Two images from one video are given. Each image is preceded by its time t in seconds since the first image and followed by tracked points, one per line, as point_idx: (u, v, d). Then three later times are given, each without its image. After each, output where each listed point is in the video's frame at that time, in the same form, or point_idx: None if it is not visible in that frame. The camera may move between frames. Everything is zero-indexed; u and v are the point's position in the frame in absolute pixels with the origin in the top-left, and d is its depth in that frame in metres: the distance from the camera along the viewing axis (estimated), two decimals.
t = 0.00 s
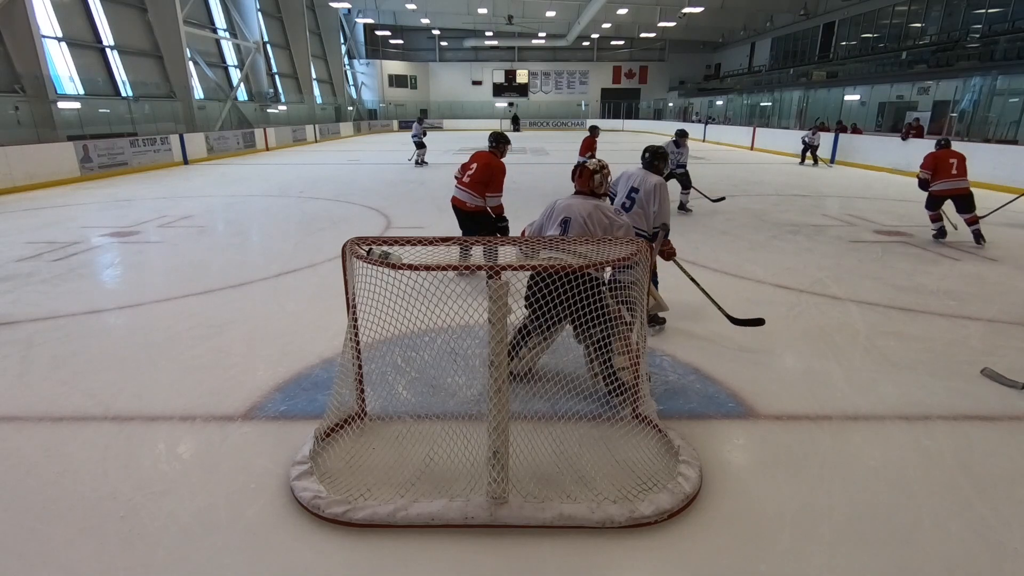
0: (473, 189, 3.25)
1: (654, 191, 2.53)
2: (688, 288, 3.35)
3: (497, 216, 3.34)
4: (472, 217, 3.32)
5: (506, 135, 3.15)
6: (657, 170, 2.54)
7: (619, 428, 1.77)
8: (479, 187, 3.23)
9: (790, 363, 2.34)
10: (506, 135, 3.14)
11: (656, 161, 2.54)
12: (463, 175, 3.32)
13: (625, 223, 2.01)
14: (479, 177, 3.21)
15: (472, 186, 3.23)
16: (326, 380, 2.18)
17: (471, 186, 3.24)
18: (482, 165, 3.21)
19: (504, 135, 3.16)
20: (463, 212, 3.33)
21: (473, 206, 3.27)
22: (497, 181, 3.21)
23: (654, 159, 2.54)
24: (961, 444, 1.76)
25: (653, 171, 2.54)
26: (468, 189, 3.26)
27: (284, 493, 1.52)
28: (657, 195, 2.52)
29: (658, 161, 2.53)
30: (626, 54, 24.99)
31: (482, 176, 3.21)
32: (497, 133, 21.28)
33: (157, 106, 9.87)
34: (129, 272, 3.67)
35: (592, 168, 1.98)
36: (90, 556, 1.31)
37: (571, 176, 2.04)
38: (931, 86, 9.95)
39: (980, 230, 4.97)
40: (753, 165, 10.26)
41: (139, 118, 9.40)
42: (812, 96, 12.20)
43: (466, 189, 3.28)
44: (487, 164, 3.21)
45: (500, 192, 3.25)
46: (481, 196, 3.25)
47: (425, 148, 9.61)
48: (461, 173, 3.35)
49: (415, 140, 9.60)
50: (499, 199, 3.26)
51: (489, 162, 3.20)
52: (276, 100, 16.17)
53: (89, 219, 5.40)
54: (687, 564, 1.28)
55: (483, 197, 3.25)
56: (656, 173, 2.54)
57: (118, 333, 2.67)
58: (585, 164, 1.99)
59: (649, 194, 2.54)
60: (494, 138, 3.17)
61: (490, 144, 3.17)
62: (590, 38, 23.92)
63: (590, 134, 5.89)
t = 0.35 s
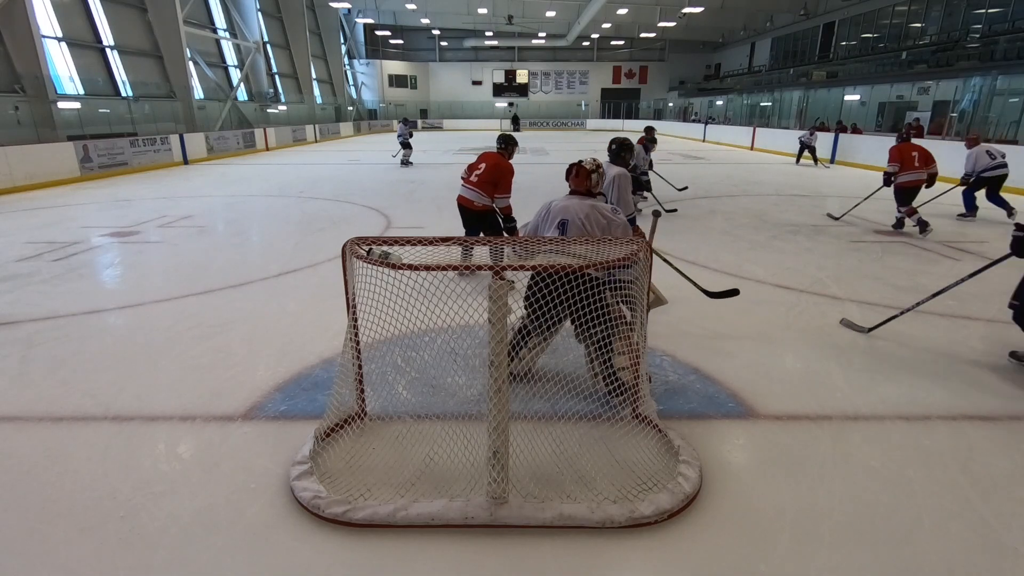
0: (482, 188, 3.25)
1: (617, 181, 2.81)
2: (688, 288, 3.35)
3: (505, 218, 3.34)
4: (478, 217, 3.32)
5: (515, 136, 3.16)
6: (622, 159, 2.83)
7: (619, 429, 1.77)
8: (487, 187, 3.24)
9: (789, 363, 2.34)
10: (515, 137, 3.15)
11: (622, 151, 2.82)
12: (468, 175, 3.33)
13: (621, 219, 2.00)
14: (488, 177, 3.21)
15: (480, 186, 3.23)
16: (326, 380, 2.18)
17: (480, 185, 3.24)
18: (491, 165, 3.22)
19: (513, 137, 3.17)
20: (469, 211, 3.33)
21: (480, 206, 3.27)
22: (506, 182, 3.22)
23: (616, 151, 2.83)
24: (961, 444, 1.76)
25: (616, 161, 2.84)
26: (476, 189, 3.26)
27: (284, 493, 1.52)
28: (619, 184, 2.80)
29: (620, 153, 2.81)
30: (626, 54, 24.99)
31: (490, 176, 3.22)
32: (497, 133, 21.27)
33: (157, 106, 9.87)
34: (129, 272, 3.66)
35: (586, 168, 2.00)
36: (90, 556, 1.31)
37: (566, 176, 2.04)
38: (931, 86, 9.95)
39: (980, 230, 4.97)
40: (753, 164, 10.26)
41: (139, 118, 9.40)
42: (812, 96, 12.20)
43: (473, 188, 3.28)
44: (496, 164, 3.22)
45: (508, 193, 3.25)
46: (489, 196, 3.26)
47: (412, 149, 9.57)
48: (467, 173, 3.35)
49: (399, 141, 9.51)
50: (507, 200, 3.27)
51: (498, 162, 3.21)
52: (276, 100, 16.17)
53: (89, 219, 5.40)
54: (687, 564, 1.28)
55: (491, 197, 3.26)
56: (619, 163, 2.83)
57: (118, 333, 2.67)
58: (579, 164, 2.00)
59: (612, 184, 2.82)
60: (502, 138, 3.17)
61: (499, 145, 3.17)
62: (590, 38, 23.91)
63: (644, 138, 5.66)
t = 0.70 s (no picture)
0: (490, 189, 3.26)
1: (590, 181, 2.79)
2: (688, 288, 3.35)
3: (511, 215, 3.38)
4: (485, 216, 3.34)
5: (520, 137, 3.14)
6: (593, 162, 2.83)
7: (620, 428, 1.77)
8: (495, 187, 3.24)
9: (789, 363, 2.34)
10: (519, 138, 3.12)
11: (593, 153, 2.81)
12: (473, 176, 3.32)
13: (592, 207, 2.00)
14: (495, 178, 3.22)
15: (489, 187, 3.24)
16: (326, 379, 2.18)
17: (488, 185, 3.25)
18: (498, 167, 3.22)
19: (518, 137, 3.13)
20: (475, 212, 3.34)
21: (489, 205, 3.28)
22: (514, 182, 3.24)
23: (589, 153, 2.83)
24: (961, 444, 1.76)
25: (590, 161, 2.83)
26: (484, 189, 3.27)
27: (284, 493, 1.52)
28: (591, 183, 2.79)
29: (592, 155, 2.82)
30: (626, 54, 24.98)
31: (499, 177, 3.23)
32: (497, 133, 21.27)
33: (157, 106, 9.87)
34: (129, 273, 3.66)
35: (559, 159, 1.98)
36: (89, 556, 1.31)
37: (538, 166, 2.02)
38: (931, 86, 9.95)
39: (980, 230, 4.97)
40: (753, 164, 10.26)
41: (139, 118, 9.40)
42: (812, 96, 12.20)
43: (480, 188, 3.28)
44: (503, 165, 3.22)
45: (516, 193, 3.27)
46: (497, 196, 3.27)
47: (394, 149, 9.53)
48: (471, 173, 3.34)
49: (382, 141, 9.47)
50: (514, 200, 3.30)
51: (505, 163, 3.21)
52: (276, 100, 16.17)
53: (90, 219, 5.41)
54: (687, 563, 1.28)
55: (499, 198, 3.27)
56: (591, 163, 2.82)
57: (118, 333, 2.67)
58: (550, 154, 1.96)
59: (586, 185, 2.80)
60: (508, 141, 3.15)
61: (505, 146, 3.15)
62: (590, 38, 23.91)
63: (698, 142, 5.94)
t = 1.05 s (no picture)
0: (491, 194, 3.24)
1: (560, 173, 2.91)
2: (688, 288, 3.35)
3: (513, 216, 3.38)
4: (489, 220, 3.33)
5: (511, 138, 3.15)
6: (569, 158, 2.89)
7: (620, 428, 1.77)
8: (496, 191, 3.24)
9: (789, 363, 2.34)
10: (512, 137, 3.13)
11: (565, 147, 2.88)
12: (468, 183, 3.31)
13: (597, 208, 2.01)
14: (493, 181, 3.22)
15: (489, 191, 3.24)
16: (326, 380, 2.18)
17: (488, 190, 3.24)
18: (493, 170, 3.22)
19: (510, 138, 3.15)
20: (477, 217, 3.32)
21: (492, 210, 3.27)
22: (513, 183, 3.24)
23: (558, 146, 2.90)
24: (961, 444, 1.76)
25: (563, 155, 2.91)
26: (484, 194, 3.25)
27: (284, 494, 1.52)
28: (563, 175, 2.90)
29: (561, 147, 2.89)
30: (626, 54, 24.97)
31: (498, 180, 3.22)
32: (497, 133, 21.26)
33: (157, 106, 9.86)
34: (129, 273, 3.66)
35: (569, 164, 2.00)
36: (89, 556, 1.31)
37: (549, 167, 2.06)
38: (931, 86, 9.95)
39: (981, 230, 4.96)
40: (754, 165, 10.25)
41: (139, 118, 9.40)
42: (812, 96, 12.19)
43: (479, 195, 3.26)
44: (500, 167, 3.21)
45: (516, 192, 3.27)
46: (498, 199, 3.26)
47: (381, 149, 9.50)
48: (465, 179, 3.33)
49: (364, 142, 9.40)
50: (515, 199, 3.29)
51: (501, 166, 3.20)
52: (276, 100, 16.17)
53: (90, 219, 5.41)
54: (686, 563, 1.28)
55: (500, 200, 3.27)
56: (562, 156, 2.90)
57: (118, 334, 2.67)
58: (559, 156, 2.01)
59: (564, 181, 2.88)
60: (499, 143, 3.14)
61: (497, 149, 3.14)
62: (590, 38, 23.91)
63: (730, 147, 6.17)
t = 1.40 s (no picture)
0: (460, 189, 3.24)
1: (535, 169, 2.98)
2: (688, 288, 3.35)
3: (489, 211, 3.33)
4: (464, 216, 3.34)
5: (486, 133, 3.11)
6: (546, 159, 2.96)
7: (619, 428, 1.78)
8: (466, 186, 3.22)
9: (789, 362, 2.35)
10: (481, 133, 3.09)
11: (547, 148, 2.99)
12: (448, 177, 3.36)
13: (601, 203, 2.04)
14: (461, 176, 3.21)
15: (457, 186, 3.23)
16: (326, 379, 2.18)
17: (458, 186, 3.23)
18: (464, 164, 3.21)
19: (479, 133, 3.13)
20: (455, 211, 3.34)
21: (459, 205, 3.27)
22: (483, 179, 3.20)
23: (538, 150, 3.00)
24: (962, 445, 1.76)
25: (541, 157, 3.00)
26: (455, 189, 3.25)
27: (284, 494, 1.52)
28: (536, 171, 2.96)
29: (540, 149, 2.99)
30: (626, 54, 24.97)
31: (467, 175, 3.20)
32: (497, 133, 21.26)
33: (157, 106, 9.87)
34: (128, 273, 3.66)
35: (572, 161, 2.02)
36: (89, 556, 1.31)
37: (548, 163, 2.05)
38: (930, 86, 9.95)
39: (981, 230, 4.96)
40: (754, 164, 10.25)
41: (139, 118, 9.41)
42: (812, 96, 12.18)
43: (452, 190, 3.28)
44: (470, 163, 3.18)
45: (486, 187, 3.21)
46: (468, 195, 3.25)
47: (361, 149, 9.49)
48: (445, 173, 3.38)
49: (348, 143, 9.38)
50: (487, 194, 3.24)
51: (469, 161, 3.18)
52: (276, 100, 16.16)
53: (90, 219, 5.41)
54: (686, 564, 1.28)
55: (470, 195, 3.25)
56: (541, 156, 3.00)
57: (118, 334, 2.67)
58: (562, 153, 2.02)
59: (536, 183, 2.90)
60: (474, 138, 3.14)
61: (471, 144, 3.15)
62: (590, 38, 23.92)
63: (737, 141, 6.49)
